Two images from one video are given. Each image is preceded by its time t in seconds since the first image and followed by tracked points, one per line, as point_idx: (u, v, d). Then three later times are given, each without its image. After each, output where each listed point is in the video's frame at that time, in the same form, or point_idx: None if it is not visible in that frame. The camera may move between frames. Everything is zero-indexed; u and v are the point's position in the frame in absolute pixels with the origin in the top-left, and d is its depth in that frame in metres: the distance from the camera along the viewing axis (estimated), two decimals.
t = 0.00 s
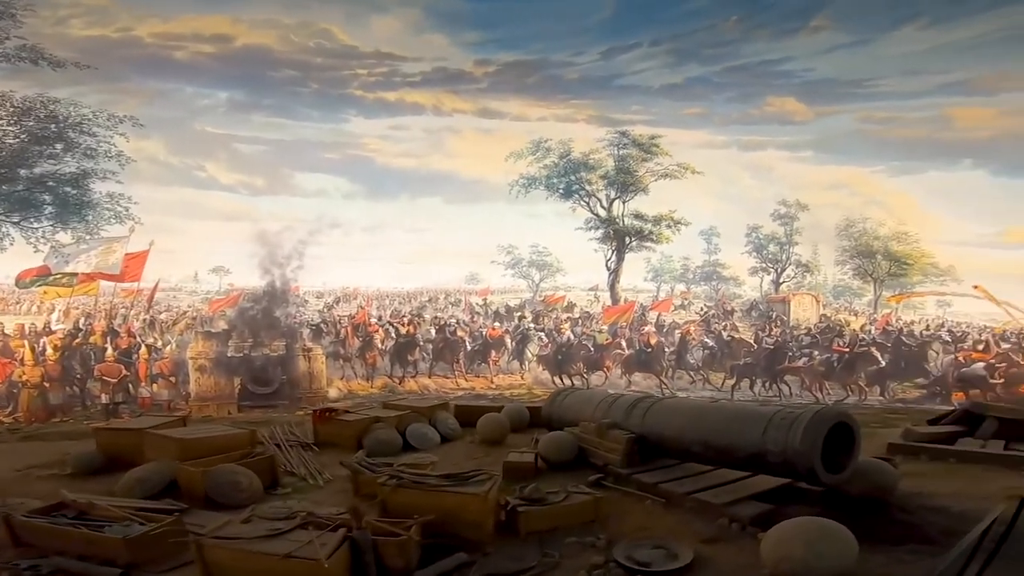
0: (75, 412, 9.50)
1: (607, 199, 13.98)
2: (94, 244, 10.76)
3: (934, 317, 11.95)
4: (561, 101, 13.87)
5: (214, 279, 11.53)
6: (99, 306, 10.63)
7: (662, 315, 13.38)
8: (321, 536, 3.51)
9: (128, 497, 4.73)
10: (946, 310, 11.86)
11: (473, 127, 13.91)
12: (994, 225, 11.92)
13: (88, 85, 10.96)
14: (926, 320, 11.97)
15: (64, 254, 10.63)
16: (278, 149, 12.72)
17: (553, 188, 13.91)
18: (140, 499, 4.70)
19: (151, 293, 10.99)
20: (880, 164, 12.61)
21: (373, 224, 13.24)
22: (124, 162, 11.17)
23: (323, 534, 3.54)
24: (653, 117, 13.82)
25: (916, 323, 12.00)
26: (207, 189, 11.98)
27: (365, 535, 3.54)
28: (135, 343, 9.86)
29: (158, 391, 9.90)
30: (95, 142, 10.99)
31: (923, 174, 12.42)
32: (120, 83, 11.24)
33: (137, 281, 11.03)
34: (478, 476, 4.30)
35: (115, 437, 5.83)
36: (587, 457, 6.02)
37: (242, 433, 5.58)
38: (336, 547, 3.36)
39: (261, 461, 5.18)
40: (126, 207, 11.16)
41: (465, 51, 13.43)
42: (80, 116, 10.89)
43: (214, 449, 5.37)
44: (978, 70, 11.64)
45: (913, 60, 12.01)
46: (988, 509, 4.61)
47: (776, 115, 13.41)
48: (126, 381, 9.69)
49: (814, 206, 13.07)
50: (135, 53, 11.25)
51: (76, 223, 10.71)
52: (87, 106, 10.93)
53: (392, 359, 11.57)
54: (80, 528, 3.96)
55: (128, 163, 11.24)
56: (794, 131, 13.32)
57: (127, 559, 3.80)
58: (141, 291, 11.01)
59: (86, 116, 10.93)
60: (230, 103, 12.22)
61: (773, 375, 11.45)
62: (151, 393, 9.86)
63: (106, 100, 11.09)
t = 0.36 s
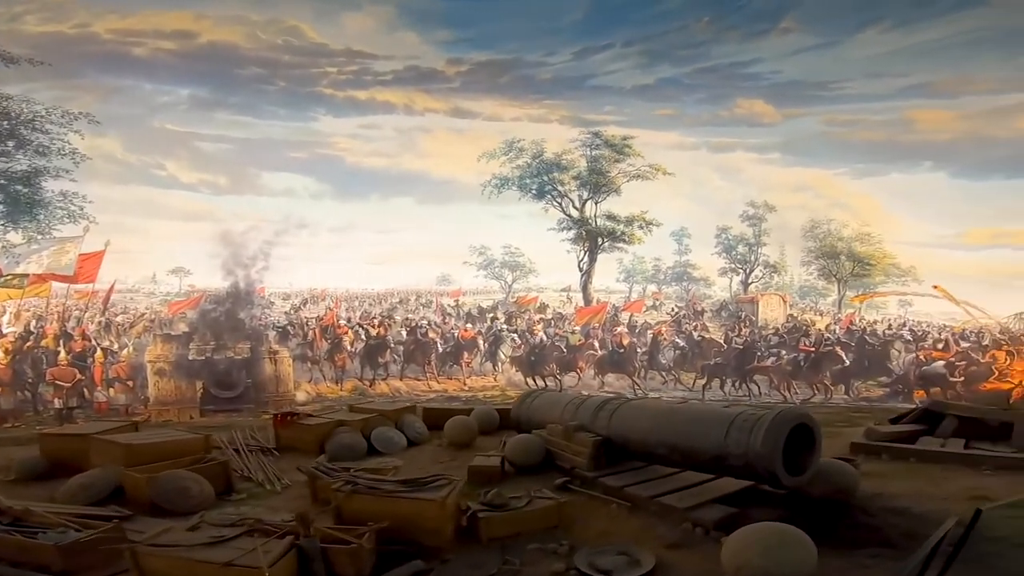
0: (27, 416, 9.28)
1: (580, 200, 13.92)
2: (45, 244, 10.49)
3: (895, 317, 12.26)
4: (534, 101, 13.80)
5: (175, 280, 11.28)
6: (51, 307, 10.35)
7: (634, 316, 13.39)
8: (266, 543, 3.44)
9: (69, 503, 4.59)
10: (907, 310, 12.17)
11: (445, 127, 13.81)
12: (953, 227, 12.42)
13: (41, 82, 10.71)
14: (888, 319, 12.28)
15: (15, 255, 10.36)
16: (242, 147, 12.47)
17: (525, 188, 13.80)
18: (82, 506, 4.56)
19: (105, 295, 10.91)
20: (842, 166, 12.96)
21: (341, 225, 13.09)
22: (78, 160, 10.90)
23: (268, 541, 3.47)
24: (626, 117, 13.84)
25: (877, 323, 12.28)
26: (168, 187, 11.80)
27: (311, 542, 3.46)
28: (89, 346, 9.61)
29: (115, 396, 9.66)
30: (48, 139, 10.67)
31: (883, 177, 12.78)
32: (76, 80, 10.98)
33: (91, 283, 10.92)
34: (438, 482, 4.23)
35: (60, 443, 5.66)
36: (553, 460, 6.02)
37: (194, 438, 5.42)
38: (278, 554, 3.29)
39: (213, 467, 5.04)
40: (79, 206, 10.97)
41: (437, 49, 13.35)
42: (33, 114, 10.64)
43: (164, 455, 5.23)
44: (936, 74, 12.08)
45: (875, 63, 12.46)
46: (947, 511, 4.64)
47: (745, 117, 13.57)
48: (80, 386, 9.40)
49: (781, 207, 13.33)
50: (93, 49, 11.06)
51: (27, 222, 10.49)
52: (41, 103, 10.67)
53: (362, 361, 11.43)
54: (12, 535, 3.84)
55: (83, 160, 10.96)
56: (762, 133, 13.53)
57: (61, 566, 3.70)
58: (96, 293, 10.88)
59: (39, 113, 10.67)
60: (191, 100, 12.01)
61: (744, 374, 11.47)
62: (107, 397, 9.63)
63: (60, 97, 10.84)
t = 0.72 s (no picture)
0: None
1: (561, 199, 13.91)
2: (13, 245, 10.45)
3: (872, 314, 12.45)
4: (515, 100, 13.73)
5: (146, 281, 11.25)
6: (19, 310, 10.37)
7: (616, 315, 13.42)
8: (213, 548, 3.49)
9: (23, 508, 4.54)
10: (883, 307, 12.33)
11: (424, 125, 13.73)
12: (926, 226, 12.55)
13: (7, 81, 10.67)
14: (865, 317, 12.51)
15: None
16: (215, 146, 12.35)
17: (507, 187, 13.69)
18: (36, 510, 4.52)
19: (75, 296, 10.83)
20: (820, 165, 13.07)
21: (319, 225, 12.97)
22: (45, 160, 10.85)
23: (217, 546, 3.51)
24: (607, 116, 13.82)
25: (855, 320, 12.52)
26: (137, 186, 11.70)
27: (261, 547, 3.53)
28: (57, 349, 9.48)
29: (85, 399, 9.58)
30: (14, 139, 10.61)
31: (860, 175, 12.88)
32: (43, 79, 10.96)
33: (60, 285, 10.77)
34: (401, 485, 4.29)
35: (16, 448, 5.56)
36: (528, 462, 6.05)
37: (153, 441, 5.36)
38: (226, 557, 3.35)
39: (173, 470, 5.01)
40: (46, 205, 10.86)
41: (417, 48, 13.27)
42: None
43: (124, 458, 5.18)
44: (910, 73, 12.20)
45: (850, 62, 12.54)
46: (919, 511, 4.65)
47: (725, 115, 13.61)
48: (49, 389, 9.31)
49: (760, 206, 13.44)
50: (60, 48, 10.97)
51: None
52: (6, 102, 10.63)
53: (341, 362, 11.33)
54: None
55: (49, 160, 10.90)
56: (740, 132, 13.60)
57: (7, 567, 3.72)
58: (64, 295, 10.81)
59: (5, 111, 10.62)
60: (162, 98, 11.89)
61: (724, 372, 11.55)
62: (76, 400, 9.53)
63: (26, 96, 10.81)
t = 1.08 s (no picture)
0: None
1: (539, 197, 13.86)
2: None
3: (844, 312, 12.42)
4: (493, 98, 13.69)
5: (111, 280, 11.01)
6: None
7: (594, 314, 13.31)
8: (154, 552, 3.54)
9: None
10: (856, 306, 12.35)
11: (402, 123, 13.58)
12: (898, 224, 12.63)
13: None
14: (838, 315, 12.42)
15: None
16: (184, 143, 12.17)
17: (485, 185, 13.64)
18: None
19: (36, 296, 10.57)
20: (796, 164, 13.13)
21: (293, 223, 12.84)
22: (7, 158, 10.63)
23: (157, 550, 3.57)
24: (586, 114, 13.81)
25: (828, 318, 12.45)
26: (101, 184, 11.49)
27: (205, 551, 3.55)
28: (20, 350, 9.52)
29: (48, 401, 9.55)
30: None
31: (834, 174, 12.92)
32: (6, 75, 10.76)
33: (21, 285, 10.55)
34: (364, 487, 4.29)
35: None
36: (497, 463, 6.02)
37: (108, 444, 5.26)
38: (163, 562, 3.40)
39: (127, 473, 4.92)
40: (8, 203, 10.66)
41: (393, 44, 13.19)
42: None
43: (78, 461, 5.08)
44: (883, 72, 12.32)
45: (824, 61, 12.63)
46: (885, 513, 4.69)
47: (702, 114, 13.64)
48: (11, 391, 9.35)
49: (737, 204, 13.45)
50: (22, 45, 10.77)
51: None
52: None
53: (315, 362, 11.22)
54: None
55: (11, 157, 10.69)
56: (717, 130, 13.62)
57: None
58: (25, 295, 10.56)
59: None
60: (128, 95, 11.72)
61: (702, 371, 11.80)
62: (40, 402, 9.50)
63: None
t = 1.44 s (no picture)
0: None
1: (512, 193, 13.83)
2: None
3: (811, 308, 12.65)
4: (465, 93, 13.57)
5: (66, 277, 10.78)
6: None
7: (567, 311, 13.21)
8: (85, 553, 3.50)
9: None
10: (822, 302, 12.58)
11: (372, 117, 13.41)
12: (863, 221, 12.76)
13: None
14: (805, 311, 12.62)
15: None
16: (143, 138, 11.87)
17: (457, 181, 13.56)
18: None
19: None
20: (765, 162, 13.25)
21: (257, 219, 12.62)
22: None
23: (89, 552, 3.53)
24: (560, 110, 13.74)
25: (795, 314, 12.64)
26: (56, 178, 11.17)
27: (140, 554, 3.50)
28: None
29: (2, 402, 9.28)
30: None
31: (801, 173, 13.08)
32: None
33: None
34: (314, 488, 4.23)
35: None
36: (462, 462, 5.94)
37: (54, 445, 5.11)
38: (92, 564, 3.36)
39: (71, 476, 4.79)
40: None
41: (363, 37, 12.96)
42: None
43: (21, 462, 4.92)
44: (853, 71, 12.40)
45: (794, 59, 12.69)
46: (846, 512, 4.73)
47: (675, 112, 13.67)
48: None
49: (707, 202, 13.53)
50: None
51: None
52: None
53: (282, 360, 11.07)
54: None
55: None
56: (689, 128, 13.68)
57: None
58: None
59: None
60: (84, 88, 11.48)
61: (673, 367, 11.76)
62: None
63: None
